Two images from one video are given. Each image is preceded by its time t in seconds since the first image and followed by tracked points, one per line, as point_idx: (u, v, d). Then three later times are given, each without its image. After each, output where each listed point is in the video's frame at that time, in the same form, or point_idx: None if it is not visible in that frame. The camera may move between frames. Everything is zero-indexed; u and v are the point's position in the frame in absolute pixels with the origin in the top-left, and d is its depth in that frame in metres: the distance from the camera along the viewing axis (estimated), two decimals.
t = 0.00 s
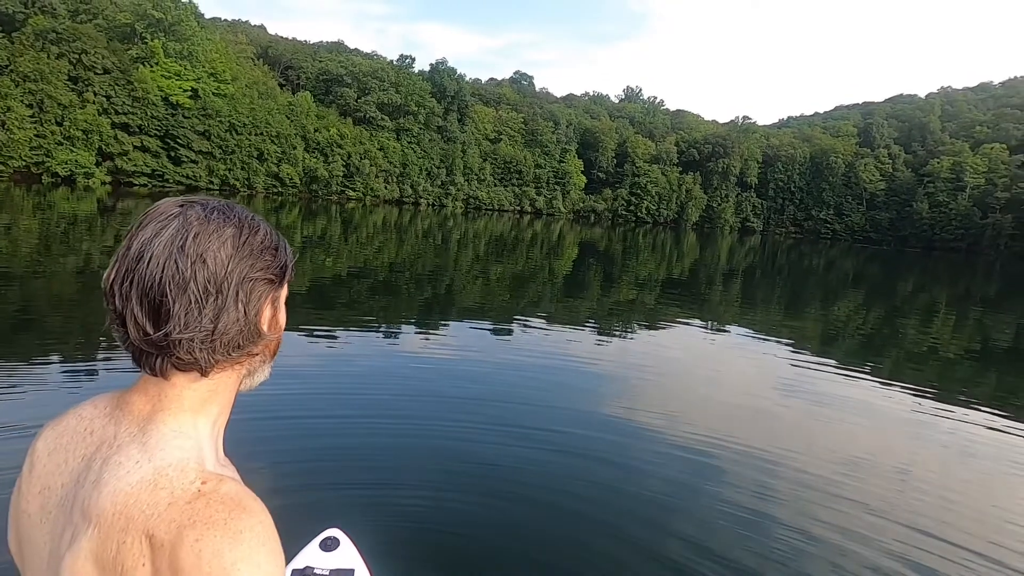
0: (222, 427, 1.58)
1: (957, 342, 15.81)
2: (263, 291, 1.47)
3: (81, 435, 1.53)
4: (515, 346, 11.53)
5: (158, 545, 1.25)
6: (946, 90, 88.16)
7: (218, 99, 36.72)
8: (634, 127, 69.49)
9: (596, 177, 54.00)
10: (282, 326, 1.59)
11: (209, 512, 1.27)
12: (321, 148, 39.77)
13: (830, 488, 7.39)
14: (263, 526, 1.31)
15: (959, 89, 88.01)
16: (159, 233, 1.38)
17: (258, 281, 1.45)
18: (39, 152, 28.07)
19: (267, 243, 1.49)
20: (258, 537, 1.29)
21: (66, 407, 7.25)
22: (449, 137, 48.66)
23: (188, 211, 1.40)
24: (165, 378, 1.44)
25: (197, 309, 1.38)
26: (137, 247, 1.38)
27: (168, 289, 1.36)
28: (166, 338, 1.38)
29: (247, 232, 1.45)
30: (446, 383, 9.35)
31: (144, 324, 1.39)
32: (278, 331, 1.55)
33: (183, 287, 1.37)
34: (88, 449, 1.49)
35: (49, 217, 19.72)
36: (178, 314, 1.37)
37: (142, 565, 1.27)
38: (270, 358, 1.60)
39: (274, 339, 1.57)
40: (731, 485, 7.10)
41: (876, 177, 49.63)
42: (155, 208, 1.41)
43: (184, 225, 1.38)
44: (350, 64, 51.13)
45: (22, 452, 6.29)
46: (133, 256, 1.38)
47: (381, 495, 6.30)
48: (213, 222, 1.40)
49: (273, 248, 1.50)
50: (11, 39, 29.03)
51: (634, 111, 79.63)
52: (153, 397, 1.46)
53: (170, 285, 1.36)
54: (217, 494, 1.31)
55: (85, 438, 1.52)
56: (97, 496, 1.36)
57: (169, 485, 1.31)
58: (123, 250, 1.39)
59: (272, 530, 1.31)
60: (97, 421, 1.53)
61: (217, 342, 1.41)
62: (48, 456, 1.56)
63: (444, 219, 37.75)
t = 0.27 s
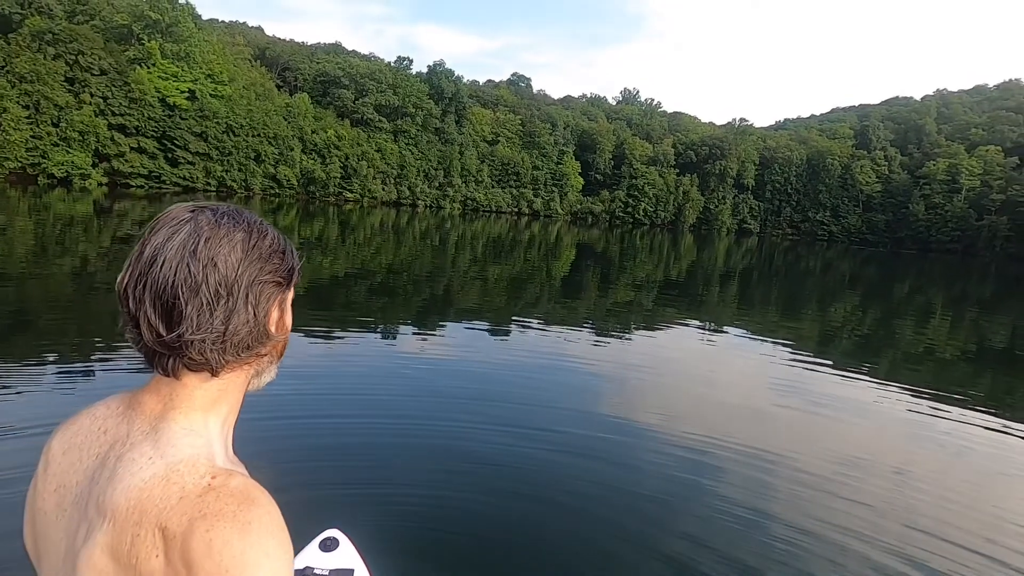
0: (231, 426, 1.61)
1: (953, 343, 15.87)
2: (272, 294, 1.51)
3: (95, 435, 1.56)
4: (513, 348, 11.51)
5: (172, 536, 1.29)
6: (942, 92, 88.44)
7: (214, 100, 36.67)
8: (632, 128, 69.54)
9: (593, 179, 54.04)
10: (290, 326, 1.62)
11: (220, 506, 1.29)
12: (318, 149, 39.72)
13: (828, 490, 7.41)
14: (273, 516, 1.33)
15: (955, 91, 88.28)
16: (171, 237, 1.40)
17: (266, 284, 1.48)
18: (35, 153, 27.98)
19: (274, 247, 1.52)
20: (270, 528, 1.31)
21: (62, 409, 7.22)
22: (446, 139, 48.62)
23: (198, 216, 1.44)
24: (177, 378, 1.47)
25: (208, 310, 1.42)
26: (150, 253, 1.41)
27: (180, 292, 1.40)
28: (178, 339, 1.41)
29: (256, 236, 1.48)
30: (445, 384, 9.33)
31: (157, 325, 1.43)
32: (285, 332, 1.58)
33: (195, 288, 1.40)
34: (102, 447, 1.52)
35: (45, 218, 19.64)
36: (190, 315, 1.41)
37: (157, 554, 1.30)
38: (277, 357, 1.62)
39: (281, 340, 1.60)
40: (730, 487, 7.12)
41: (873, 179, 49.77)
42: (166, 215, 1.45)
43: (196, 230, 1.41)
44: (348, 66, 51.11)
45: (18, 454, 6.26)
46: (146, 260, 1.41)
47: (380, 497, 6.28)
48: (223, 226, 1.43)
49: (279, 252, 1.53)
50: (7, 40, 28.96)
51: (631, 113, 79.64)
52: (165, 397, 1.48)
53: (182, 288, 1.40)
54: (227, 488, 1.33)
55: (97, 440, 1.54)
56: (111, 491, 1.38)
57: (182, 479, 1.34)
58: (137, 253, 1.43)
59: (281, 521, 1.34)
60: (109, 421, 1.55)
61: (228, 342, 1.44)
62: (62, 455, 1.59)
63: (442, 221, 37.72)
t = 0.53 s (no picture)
0: (239, 429, 1.61)
1: (950, 344, 15.93)
2: (277, 299, 1.52)
3: (105, 438, 1.56)
4: (511, 349, 11.50)
5: (181, 534, 1.29)
6: (939, 94, 88.76)
7: (212, 102, 36.65)
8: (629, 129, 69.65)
9: (591, 180, 54.11)
10: (294, 331, 1.63)
11: (229, 505, 1.30)
12: (316, 151, 39.75)
13: (827, 491, 7.40)
14: (280, 514, 1.34)
15: (952, 93, 88.60)
16: (180, 245, 1.42)
17: (272, 290, 1.50)
18: (32, 154, 27.93)
19: (279, 254, 1.54)
20: (278, 524, 1.32)
21: (59, 412, 7.18)
22: (445, 140, 48.66)
23: (206, 225, 1.46)
24: (185, 384, 1.48)
25: (216, 316, 1.43)
26: (159, 260, 1.43)
27: (189, 299, 1.41)
28: (187, 344, 1.42)
29: (262, 245, 1.50)
30: (444, 385, 9.31)
31: (167, 332, 1.44)
32: (290, 337, 1.59)
33: (203, 295, 1.42)
34: (113, 450, 1.52)
35: (41, 220, 19.60)
36: (199, 322, 1.42)
37: (167, 551, 1.30)
38: (282, 361, 1.63)
39: (286, 344, 1.61)
40: (729, 487, 7.13)
41: (870, 181, 49.93)
42: (174, 224, 1.46)
43: (204, 238, 1.43)
44: (346, 68, 51.15)
45: (14, 456, 6.22)
46: (155, 267, 1.43)
47: (380, 497, 6.26)
48: (230, 235, 1.45)
49: (284, 259, 1.54)
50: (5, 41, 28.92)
51: (629, 114, 79.73)
52: (174, 402, 1.49)
53: (191, 295, 1.42)
54: (235, 488, 1.34)
55: (108, 443, 1.55)
56: (122, 493, 1.39)
57: (190, 478, 1.35)
58: (147, 261, 1.44)
59: (288, 518, 1.35)
60: (119, 425, 1.56)
61: (235, 347, 1.45)
62: (74, 459, 1.59)
63: (440, 222, 37.73)
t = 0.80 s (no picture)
0: (236, 439, 1.61)
1: (946, 345, 15.97)
2: (275, 312, 1.53)
3: (105, 449, 1.56)
4: (508, 351, 11.49)
5: (178, 540, 1.29)
6: (934, 96, 89.10)
7: (209, 103, 36.59)
8: (627, 131, 69.75)
9: (589, 182, 54.18)
10: (291, 342, 1.63)
11: (226, 513, 1.29)
12: (313, 153, 39.75)
13: (825, 492, 7.41)
14: (276, 519, 1.34)
15: (946, 96, 89.00)
16: (179, 262, 1.43)
17: (269, 303, 1.51)
18: (28, 156, 27.82)
19: (277, 268, 1.55)
20: (274, 528, 1.32)
21: (54, 416, 7.14)
22: (442, 142, 48.67)
23: (204, 240, 1.46)
24: (184, 395, 1.48)
25: (215, 330, 1.44)
26: (159, 274, 1.44)
27: (189, 313, 1.42)
28: (187, 358, 1.43)
29: (259, 258, 1.51)
30: (441, 387, 9.30)
31: (167, 345, 1.45)
32: (287, 347, 1.59)
33: (202, 309, 1.43)
34: (114, 460, 1.52)
35: (37, 222, 19.51)
36: (198, 336, 1.43)
37: (165, 557, 1.30)
38: (279, 372, 1.63)
39: (283, 355, 1.61)
40: (727, 489, 7.13)
41: (866, 182, 50.07)
42: (173, 239, 1.47)
43: (202, 253, 1.44)
44: (343, 70, 51.15)
45: (9, 460, 6.19)
46: (155, 282, 1.44)
47: (377, 500, 6.24)
48: (228, 250, 1.46)
49: (281, 271, 1.55)
50: None
51: (626, 116, 79.84)
52: (173, 413, 1.49)
53: (190, 309, 1.42)
54: (232, 494, 1.34)
55: (109, 454, 1.54)
56: (122, 502, 1.39)
57: (189, 486, 1.35)
58: (146, 276, 1.45)
59: (284, 521, 1.35)
60: (120, 435, 1.56)
61: (234, 359, 1.46)
62: (77, 469, 1.60)
63: (437, 224, 37.75)
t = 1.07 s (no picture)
0: (230, 446, 1.60)
1: (943, 346, 16.00)
2: (267, 322, 1.53)
3: (99, 456, 1.56)
4: (506, 352, 11.46)
5: (169, 545, 1.30)
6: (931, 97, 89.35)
7: (206, 104, 36.50)
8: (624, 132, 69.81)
9: (586, 183, 54.18)
10: (284, 351, 1.63)
11: (217, 521, 1.29)
12: (311, 154, 39.71)
13: (822, 493, 7.41)
14: (266, 524, 1.35)
15: (942, 98, 89.27)
16: (172, 272, 1.43)
17: (261, 313, 1.51)
18: (24, 156, 27.70)
19: (270, 276, 1.54)
20: (264, 533, 1.33)
21: (48, 418, 7.09)
22: (439, 143, 48.63)
23: (197, 252, 1.46)
24: (177, 403, 1.48)
25: (209, 340, 1.44)
26: (152, 287, 1.44)
27: (182, 325, 1.42)
28: (181, 368, 1.43)
29: (252, 269, 1.50)
30: (438, 389, 9.27)
31: (160, 356, 1.45)
32: (280, 356, 1.59)
33: (195, 321, 1.43)
34: (107, 468, 1.52)
35: (33, 223, 19.44)
36: (191, 346, 1.43)
37: (155, 564, 1.30)
38: (272, 379, 1.63)
39: (276, 362, 1.61)
40: (723, 490, 7.13)
41: (862, 184, 50.19)
42: (166, 250, 1.47)
43: (195, 265, 1.43)
44: (340, 70, 51.09)
45: (6, 461, 6.16)
46: (148, 294, 1.44)
47: (373, 501, 6.22)
48: (222, 261, 1.46)
49: (274, 281, 1.55)
50: None
51: (623, 117, 79.91)
52: (166, 421, 1.49)
53: (183, 320, 1.42)
54: (223, 501, 1.34)
55: (102, 462, 1.54)
56: (115, 510, 1.39)
57: (180, 493, 1.35)
58: (139, 286, 1.45)
59: (274, 527, 1.36)
60: (113, 443, 1.56)
61: (226, 369, 1.46)
62: (70, 477, 1.59)
63: (435, 225, 37.73)
